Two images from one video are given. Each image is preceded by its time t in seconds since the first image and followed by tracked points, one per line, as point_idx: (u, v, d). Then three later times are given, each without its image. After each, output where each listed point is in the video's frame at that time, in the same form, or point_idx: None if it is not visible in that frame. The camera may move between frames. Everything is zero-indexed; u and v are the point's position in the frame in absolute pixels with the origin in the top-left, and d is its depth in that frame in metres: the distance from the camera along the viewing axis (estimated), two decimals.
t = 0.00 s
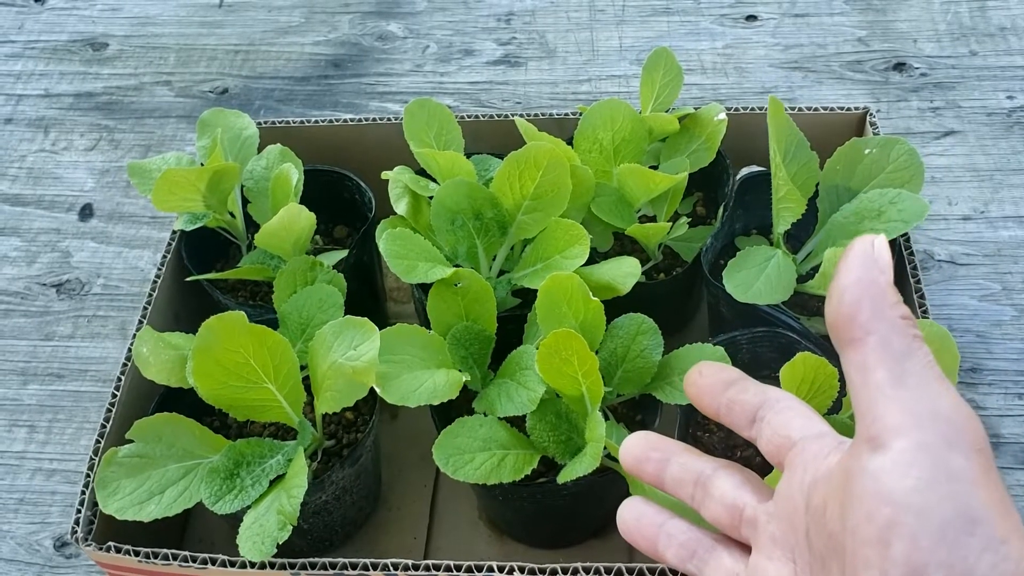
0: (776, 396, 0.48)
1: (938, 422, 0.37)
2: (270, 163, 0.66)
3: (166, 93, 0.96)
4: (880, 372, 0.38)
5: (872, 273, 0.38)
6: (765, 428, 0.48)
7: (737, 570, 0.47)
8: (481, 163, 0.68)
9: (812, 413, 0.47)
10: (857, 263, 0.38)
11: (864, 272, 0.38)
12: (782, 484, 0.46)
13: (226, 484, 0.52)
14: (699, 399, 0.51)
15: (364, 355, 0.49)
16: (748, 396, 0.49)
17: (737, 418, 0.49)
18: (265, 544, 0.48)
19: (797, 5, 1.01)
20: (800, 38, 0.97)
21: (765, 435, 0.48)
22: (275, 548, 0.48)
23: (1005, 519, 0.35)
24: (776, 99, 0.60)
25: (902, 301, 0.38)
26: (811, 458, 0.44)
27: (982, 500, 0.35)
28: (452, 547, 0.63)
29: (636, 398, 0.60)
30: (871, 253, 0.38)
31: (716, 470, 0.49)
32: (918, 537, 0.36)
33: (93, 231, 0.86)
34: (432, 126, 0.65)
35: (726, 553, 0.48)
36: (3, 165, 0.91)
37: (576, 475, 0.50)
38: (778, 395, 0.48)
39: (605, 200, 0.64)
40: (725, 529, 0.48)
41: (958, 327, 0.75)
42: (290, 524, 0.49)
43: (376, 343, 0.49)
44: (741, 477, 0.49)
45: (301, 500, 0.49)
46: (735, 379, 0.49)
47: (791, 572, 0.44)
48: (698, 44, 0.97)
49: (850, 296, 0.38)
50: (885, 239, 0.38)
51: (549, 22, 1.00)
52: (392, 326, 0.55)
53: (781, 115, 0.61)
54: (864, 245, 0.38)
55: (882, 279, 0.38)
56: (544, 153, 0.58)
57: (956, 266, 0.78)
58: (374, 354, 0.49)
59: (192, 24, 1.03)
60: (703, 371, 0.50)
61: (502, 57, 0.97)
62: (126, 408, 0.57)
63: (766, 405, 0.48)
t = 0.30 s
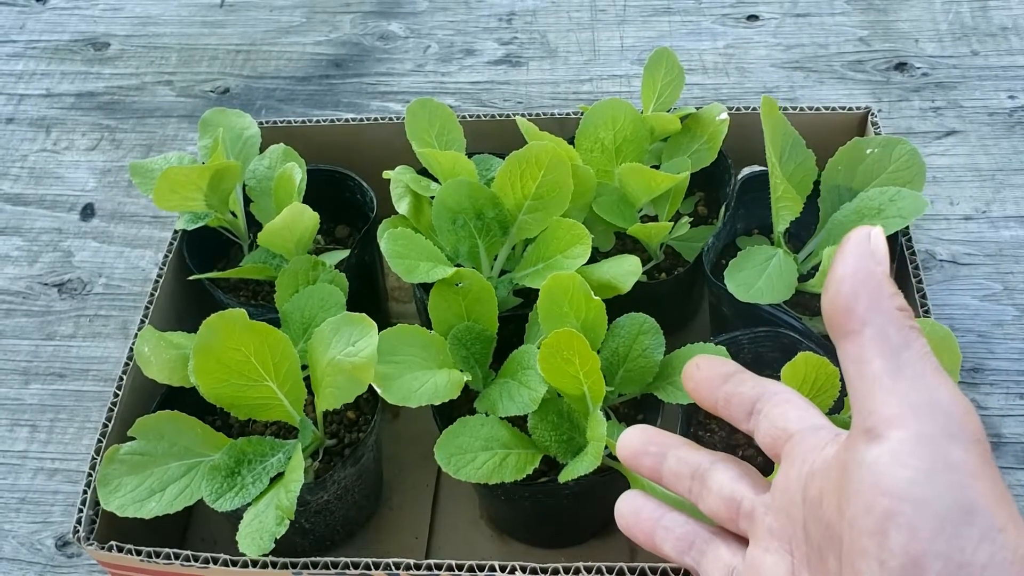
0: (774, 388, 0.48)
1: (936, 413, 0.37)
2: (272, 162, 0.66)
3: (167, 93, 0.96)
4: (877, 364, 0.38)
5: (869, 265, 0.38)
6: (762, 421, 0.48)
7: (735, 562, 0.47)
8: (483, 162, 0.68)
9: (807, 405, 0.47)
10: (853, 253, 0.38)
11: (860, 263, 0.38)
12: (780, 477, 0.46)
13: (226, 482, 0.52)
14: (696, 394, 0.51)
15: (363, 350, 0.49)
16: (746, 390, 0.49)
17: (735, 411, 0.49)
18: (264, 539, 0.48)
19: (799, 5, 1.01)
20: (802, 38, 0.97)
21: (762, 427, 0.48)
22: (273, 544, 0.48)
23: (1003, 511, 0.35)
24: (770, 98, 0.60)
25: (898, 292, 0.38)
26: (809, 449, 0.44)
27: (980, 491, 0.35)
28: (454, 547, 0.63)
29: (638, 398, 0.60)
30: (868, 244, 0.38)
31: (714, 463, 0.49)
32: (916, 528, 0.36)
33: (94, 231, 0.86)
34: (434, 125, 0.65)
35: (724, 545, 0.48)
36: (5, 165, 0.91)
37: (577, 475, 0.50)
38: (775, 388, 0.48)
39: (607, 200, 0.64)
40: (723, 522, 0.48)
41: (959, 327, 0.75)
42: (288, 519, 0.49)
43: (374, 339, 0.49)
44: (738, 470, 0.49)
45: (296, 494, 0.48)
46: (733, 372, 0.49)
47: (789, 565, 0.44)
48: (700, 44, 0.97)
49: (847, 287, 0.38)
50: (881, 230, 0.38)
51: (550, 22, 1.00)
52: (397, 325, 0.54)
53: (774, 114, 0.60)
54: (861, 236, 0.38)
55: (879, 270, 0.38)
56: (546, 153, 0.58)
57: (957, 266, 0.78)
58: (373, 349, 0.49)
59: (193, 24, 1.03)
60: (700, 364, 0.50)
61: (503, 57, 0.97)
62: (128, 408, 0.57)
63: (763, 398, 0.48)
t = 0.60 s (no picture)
0: (769, 390, 0.48)
1: (930, 413, 0.37)
2: (273, 162, 0.66)
3: (169, 93, 0.96)
4: (871, 365, 0.38)
5: (863, 266, 0.37)
6: (757, 422, 0.48)
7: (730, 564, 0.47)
8: (485, 162, 0.68)
9: (802, 406, 0.47)
10: (848, 255, 0.38)
11: (854, 264, 0.37)
12: (774, 478, 0.46)
13: (225, 479, 0.52)
14: (693, 394, 0.51)
15: (352, 346, 0.49)
16: (740, 391, 0.49)
17: (729, 412, 0.49)
18: (258, 535, 0.48)
19: (800, 5, 1.00)
20: (803, 38, 0.97)
21: (757, 429, 0.48)
22: (266, 540, 0.48)
23: (997, 511, 0.35)
24: (782, 98, 0.59)
25: (893, 293, 0.38)
26: (804, 452, 0.44)
27: (973, 491, 0.35)
28: (455, 547, 0.63)
29: (640, 398, 0.60)
30: (862, 245, 0.37)
31: (709, 465, 0.49)
32: (909, 529, 0.36)
33: (95, 231, 0.86)
34: (435, 125, 0.65)
35: (719, 547, 0.48)
36: (6, 165, 0.91)
37: (580, 475, 0.50)
38: (770, 389, 0.48)
39: (608, 199, 0.64)
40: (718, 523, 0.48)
41: (961, 327, 0.74)
42: (281, 515, 0.49)
43: (362, 336, 0.49)
44: (733, 471, 0.49)
45: (290, 490, 0.48)
46: (727, 374, 0.49)
47: (784, 565, 0.44)
48: (702, 43, 0.97)
49: (841, 288, 0.37)
50: (876, 231, 0.37)
51: (552, 22, 1.00)
52: (397, 326, 0.54)
53: (786, 114, 0.60)
54: (856, 237, 0.37)
55: (873, 271, 0.37)
56: (547, 152, 0.58)
57: (959, 266, 0.78)
58: (362, 344, 0.49)
59: (194, 24, 1.03)
60: (695, 366, 0.50)
61: (504, 57, 0.97)
62: (130, 407, 0.57)
63: (758, 399, 0.48)
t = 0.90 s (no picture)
0: (768, 393, 0.48)
1: (929, 417, 0.37)
2: (274, 163, 0.66)
3: (170, 93, 0.96)
4: (871, 370, 0.37)
5: (863, 271, 0.37)
6: (757, 425, 0.48)
7: (732, 568, 0.47)
8: (486, 163, 0.68)
9: (802, 409, 0.47)
10: (847, 258, 0.37)
11: (854, 268, 0.37)
12: (774, 481, 0.46)
13: (231, 483, 0.52)
14: (693, 397, 0.50)
15: (362, 350, 0.49)
16: (740, 394, 0.49)
17: (729, 415, 0.49)
18: (269, 542, 0.48)
19: (801, 6, 1.00)
20: (804, 39, 0.97)
21: (757, 432, 0.48)
22: (280, 547, 0.48)
23: (996, 515, 0.35)
24: (780, 98, 0.60)
25: (893, 296, 0.37)
26: (804, 455, 0.44)
27: (972, 495, 0.35)
28: (457, 548, 0.63)
29: (641, 398, 0.60)
30: (862, 249, 0.37)
31: (710, 468, 0.49)
32: (910, 533, 0.36)
33: (97, 231, 0.86)
34: (437, 126, 0.65)
35: (720, 550, 0.48)
36: (8, 165, 0.91)
37: (583, 478, 0.50)
38: (770, 391, 0.48)
39: (610, 200, 0.64)
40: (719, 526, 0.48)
41: (962, 328, 0.74)
42: (294, 522, 0.49)
43: (374, 339, 0.49)
44: (733, 474, 0.49)
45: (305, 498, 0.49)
46: (727, 377, 0.49)
47: (784, 569, 0.44)
48: (703, 44, 0.97)
49: (840, 293, 0.37)
50: (876, 235, 0.37)
51: (553, 22, 1.00)
52: (399, 326, 0.55)
53: (786, 115, 0.60)
54: (856, 241, 0.37)
55: (874, 275, 0.37)
56: (549, 153, 0.58)
57: (960, 267, 0.78)
58: (374, 348, 0.49)
59: (196, 24, 1.03)
60: (695, 370, 0.50)
61: (506, 57, 0.97)
62: (131, 408, 0.57)
63: (758, 402, 0.48)
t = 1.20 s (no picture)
0: (766, 390, 0.48)
1: (928, 415, 0.37)
2: (276, 163, 0.66)
3: (172, 93, 0.96)
4: (868, 366, 0.38)
5: (860, 267, 0.37)
6: (755, 423, 0.48)
7: (728, 565, 0.47)
8: (488, 162, 0.68)
9: (799, 407, 0.47)
10: (845, 256, 0.38)
11: (852, 265, 0.37)
12: (772, 478, 0.46)
13: (233, 484, 0.52)
14: (689, 395, 0.51)
15: (362, 355, 0.49)
16: (738, 392, 0.49)
17: (727, 413, 0.49)
18: (273, 543, 0.48)
19: (802, 6, 1.01)
20: (806, 39, 0.97)
21: (755, 429, 0.48)
22: (282, 548, 0.48)
23: (995, 514, 0.35)
24: (778, 98, 0.60)
25: (890, 294, 0.38)
26: (801, 454, 0.44)
27: (971, 494, 0.35)
28: (459, 548, 0.63)
29: (642, 398, 0.60)
30: (859, 246, 0.37)
31: (707, 465, 0.49)
32: (907, 531, 0.36)
33: (99, 231, 0.86)
34: (438, 126, 0.66)
35: (716, 547, 0.48)
36: (10, 165, 0.91)
37: (584, 477, 0.50)
38: (767, 389, 0.48)
39: (611, 200, 0.64)
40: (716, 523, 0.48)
41: (963, 327, 0.75)
42: (297, 524, 0.49)
43: (373, 343, 0.49)
44: (730, 472, 0.49)
45: (307, 499, 0.49)
46: (725, 374, 0.49)
47: (781, 567, 0.45)
48: (704, 44, 0.97)
49: (838, 289, 0.38)
50: (873, 232, 0.37)
51: (554, 22, 1.00)
52: (400, 326, 0.55)
53: (782, 115, 0.60)
54: (853, 238, 0.37)
55: (871, 272, 0.37)
56: (550, 153, 0.58)
57: (961, 267, 0.78)
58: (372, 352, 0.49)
59: (197, 24, 1.03)
60: (693, 368, 0.50)
61: (507, 57, 0.97)
62: (134, 407, 0.57)
63: (756, 399, 0.48)
